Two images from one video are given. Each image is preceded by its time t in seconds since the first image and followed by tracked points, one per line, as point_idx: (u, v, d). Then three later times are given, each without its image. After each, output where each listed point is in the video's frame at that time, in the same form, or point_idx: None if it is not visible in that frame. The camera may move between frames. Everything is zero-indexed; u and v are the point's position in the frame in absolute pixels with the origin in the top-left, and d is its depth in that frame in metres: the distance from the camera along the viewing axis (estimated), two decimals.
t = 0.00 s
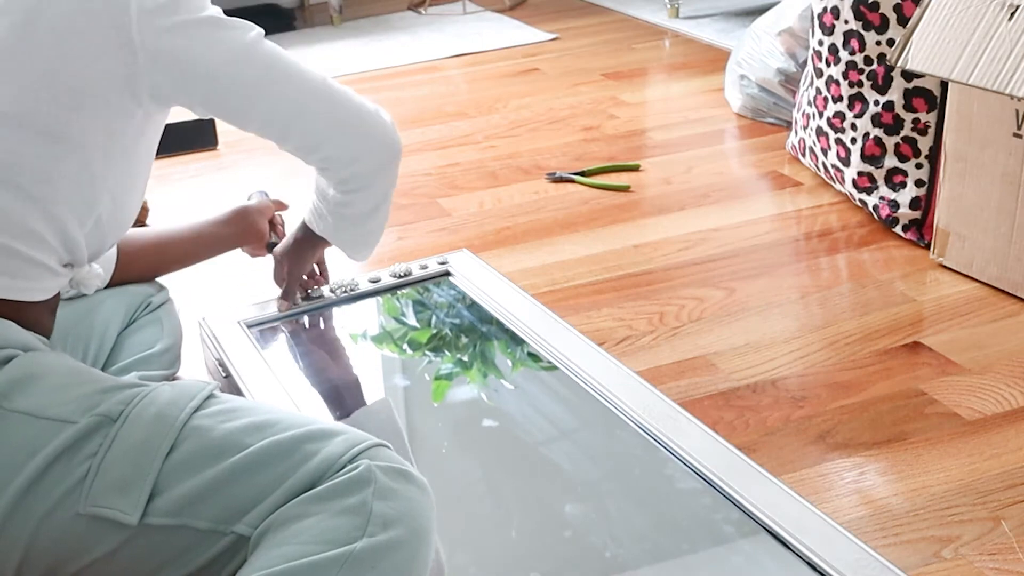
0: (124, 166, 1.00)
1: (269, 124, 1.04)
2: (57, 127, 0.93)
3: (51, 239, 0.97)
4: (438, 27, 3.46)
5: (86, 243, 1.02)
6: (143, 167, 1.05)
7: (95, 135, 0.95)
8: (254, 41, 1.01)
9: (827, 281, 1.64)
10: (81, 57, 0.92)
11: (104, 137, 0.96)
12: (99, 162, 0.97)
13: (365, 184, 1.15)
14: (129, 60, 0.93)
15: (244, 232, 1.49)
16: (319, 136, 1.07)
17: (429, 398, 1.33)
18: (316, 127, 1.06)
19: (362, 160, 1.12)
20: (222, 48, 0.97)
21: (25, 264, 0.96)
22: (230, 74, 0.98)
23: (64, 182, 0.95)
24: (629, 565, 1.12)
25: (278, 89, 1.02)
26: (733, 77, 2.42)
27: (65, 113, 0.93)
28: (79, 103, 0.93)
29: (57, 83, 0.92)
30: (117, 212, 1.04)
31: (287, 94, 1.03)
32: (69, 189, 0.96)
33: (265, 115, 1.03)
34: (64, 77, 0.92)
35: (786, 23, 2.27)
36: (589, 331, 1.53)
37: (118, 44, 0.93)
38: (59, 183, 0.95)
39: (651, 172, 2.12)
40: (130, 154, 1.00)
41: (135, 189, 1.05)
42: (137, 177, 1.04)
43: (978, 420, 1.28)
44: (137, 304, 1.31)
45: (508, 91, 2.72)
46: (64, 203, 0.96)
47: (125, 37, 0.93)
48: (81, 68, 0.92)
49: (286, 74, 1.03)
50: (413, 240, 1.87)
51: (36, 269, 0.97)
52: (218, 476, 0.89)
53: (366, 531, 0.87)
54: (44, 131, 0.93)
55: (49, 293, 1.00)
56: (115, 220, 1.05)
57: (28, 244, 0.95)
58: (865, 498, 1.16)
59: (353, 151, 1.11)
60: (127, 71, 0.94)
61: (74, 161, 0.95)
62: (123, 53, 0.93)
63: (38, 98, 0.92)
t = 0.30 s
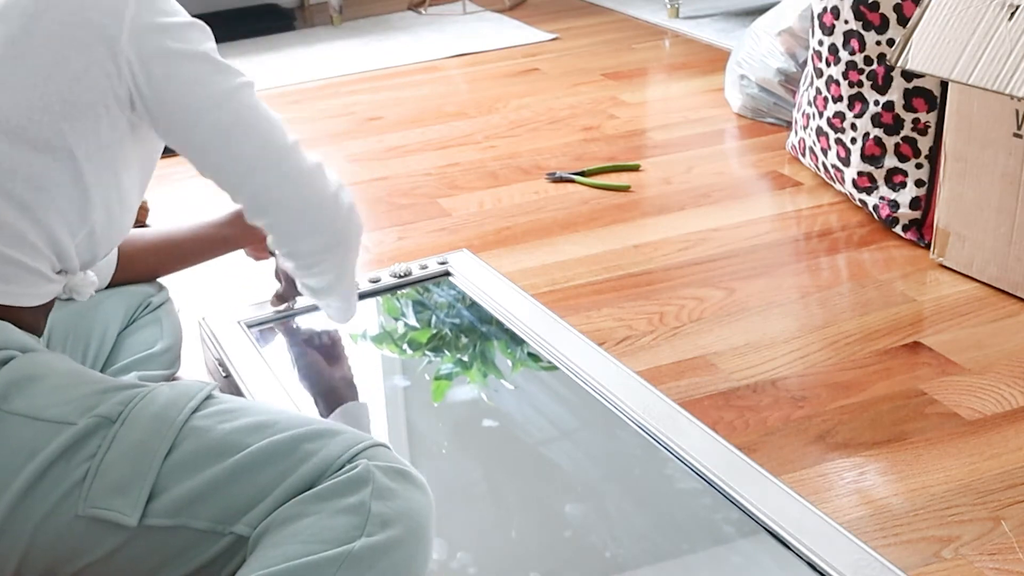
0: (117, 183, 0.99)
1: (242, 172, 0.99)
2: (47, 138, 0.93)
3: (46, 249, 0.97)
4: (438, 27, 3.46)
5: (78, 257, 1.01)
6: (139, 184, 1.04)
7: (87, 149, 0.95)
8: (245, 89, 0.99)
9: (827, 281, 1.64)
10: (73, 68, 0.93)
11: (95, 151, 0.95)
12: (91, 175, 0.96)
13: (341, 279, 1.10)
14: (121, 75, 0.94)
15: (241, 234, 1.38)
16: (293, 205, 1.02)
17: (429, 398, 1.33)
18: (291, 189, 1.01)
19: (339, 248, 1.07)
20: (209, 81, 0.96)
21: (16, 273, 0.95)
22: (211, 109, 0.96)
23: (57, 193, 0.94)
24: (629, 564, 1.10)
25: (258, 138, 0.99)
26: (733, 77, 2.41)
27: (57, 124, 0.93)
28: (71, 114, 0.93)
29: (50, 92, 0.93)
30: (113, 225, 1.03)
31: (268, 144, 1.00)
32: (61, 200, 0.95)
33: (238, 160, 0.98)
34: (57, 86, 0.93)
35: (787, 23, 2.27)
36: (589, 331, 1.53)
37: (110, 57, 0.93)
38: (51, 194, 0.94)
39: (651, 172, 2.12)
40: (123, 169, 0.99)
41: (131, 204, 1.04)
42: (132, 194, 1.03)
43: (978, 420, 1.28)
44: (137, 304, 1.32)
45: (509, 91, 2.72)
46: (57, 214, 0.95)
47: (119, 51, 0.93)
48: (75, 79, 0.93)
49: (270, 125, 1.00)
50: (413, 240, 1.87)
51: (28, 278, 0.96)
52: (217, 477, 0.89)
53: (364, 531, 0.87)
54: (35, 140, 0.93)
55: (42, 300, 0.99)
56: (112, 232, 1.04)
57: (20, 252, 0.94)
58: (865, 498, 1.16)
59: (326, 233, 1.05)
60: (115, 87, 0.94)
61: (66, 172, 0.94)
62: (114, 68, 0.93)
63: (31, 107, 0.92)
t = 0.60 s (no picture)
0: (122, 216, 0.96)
1: (168, 260, 0.94)
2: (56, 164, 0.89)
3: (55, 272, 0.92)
4: (438, 27, 3.46)
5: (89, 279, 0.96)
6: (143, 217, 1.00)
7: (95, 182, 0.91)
8: (224, 205, 0.96)
9: (827, 281, 1.64)
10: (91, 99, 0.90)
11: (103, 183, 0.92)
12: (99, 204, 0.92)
13: (257, 381, 1.07)
14: (129, 116, 0.91)
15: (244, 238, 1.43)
16: (199, 316, 0.97)
17: (428, 396, 1.33)
18: (200, 298, 0.96)
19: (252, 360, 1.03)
20: (192, 171, 0.93)
21: (14, 284, 0.89)
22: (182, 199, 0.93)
23: (62, 220, 0.91)
24: (629, 564, 1.09)
25: (198, 251, 0.94)
26: (733, 77, 2.41)
27: (67, 152, 0.90)
28: (83, 143, 0.90)
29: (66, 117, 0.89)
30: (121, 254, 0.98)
31: (201, 258, 0.95)
32: (66, 227, 0.91)
33: (177, 255, 0.94)
34: (71, 114, 0.90)
35: (786, 23, 2.27)
36: (589, 331, 1.53)
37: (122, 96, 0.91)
38: (58, 219, 0.90)
39: (651, 172, 2.12)
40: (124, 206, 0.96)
41: (136, 235, 1.00)
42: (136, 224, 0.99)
43: (978, 420, 1.28)
44: (137, 305, 1.32)
45: (509, 91, 2.72)
46: (62, 239, 0.91)
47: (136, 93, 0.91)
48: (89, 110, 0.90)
49: (225, 240, 0.96)
50: (413, 240, 1.87)
51: (39, 295, 0.91)
52: (218, 478, 0.89)
53: (366, 531, 0.87)
54: (44, 163, 0.89)
55: (41, 313, 0.92)
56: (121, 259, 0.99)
57: (31, 271, 0.90)
58: (866, 498, 1.16)
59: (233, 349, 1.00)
60: (123, 129, 0.91)
61: (73, 202, 0.91)
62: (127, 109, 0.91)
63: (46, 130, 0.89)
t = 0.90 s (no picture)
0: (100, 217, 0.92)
1: (143, 264, 0.91)
2: (25, 164, 0.86)
3: (32, 274, 0.89)
4: (438, 27, 3.46)
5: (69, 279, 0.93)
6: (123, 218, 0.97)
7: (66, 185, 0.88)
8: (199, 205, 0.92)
9: (827, 281, 1.64)
10: (56, 98, 0.86)
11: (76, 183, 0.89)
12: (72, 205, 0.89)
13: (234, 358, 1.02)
14: (98, 116, 0.87)
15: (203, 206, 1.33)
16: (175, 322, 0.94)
17: (428, 397, 1.33)
18: (179, 298, 0.93)
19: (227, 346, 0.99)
20: (167, 172, 0.89)
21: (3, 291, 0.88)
22: (156, 201, 0.89)
23: (35, 220, 0.88)
24: (629, 564, 1.09)
25: (172, 257, 0.91)
26: (733, 77, 2.41)
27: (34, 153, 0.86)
28: (51, 144, 0.87)
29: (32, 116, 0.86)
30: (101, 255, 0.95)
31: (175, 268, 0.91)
32: (41, 228, 0.89)
33: (152, 258, 0.91)
34: (38, 114, 0.86)
35: (786, 23, 2.27)
36: (589, 331, 1.53)
37: (89, 95, 0.87)
38: (31, 219, 0.88)
39: (651, 172, 2.12)
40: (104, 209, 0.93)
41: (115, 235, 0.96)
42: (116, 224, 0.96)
43: (978, 420, 1.28)
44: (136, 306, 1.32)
45: (509, 91, 2.72)
46: (37, 240, 0.89)
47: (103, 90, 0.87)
48: (56, 110, 0.86)
49: (202, 238, 0.93)
50: (413, 240, 1.87)
51: (18, 293, 0.89)
52: (212, 480, 0.89)
53: (362, 531, 0.87)
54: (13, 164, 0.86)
55: (27, 313, 0.91)
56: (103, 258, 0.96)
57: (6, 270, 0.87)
58: (865, 498, 1.16)
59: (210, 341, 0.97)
60: (93, 132, 0.88)
61: (45, 201, 0.88)
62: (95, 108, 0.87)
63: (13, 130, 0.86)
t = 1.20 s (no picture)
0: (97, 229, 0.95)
1: (166, 269, 0.93)
2: (18, 177, 0.89)
3: (27, 279, 0.92)
4: (438, 27, 3.46)
5: (64, 284, 0.96)
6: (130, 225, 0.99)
7: (59, 198, 0.91)
8: (218, 218, 0.93)
9: (827, 281, 1.64)
10: (55, 116, 0.88)
11: (70, 199, 0.91)
12: (62, 218, 0.92)
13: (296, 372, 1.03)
14: (96, 136, 0.89)
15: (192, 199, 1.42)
16: (211, 316, 0.95)
17: (429, 398, 1.33)
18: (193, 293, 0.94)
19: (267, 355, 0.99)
20: (173, 189, 0.90)
21: None
22: (167, 216, 0.91)
23: (28, 232, 0.91)
24: (629, 564, 1.11)
25: (181, 253, 0.92)
26: (733, 77, 2.41)
27: (30, 166, 0.89)
28: (46, 160, 0.89)
29: (25, 133, 0.89)
30: (100, 254, 0.98)
31: (201, 273, 0.93)
32: (32, 238, 0.91)
33: (167, 265, 0.92)
34: (31, 130, 0.88)
35: (787, 23, 2.27)
36: (589, 331, 1.53)
37: (87, 116, 0.89)
38: (24, 229, 0.90)
39: (650, 172, 2.12)
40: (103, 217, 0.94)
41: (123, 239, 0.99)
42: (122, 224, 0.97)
43: (978, 420, 1.28)
44: (137, 305, 1.31)
45: (509, 91, 2.72)
46: (30, 250, 0.91)
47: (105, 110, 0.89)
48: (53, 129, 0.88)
49: (224, 249, 0.93)
50: (413, 240, 1.87)
51: (11, 299, 0.91)
52: (214, 481, 0.89)
53: (362, 531, 0.87)
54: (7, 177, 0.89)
55: (23, 318, 0.93)
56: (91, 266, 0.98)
57: (5, 278, 0.90)
58: (865, 498, 1.16)
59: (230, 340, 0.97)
60: (88, 147, 0.90)
61: (37, 216, 0.91)
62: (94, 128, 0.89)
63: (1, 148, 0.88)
